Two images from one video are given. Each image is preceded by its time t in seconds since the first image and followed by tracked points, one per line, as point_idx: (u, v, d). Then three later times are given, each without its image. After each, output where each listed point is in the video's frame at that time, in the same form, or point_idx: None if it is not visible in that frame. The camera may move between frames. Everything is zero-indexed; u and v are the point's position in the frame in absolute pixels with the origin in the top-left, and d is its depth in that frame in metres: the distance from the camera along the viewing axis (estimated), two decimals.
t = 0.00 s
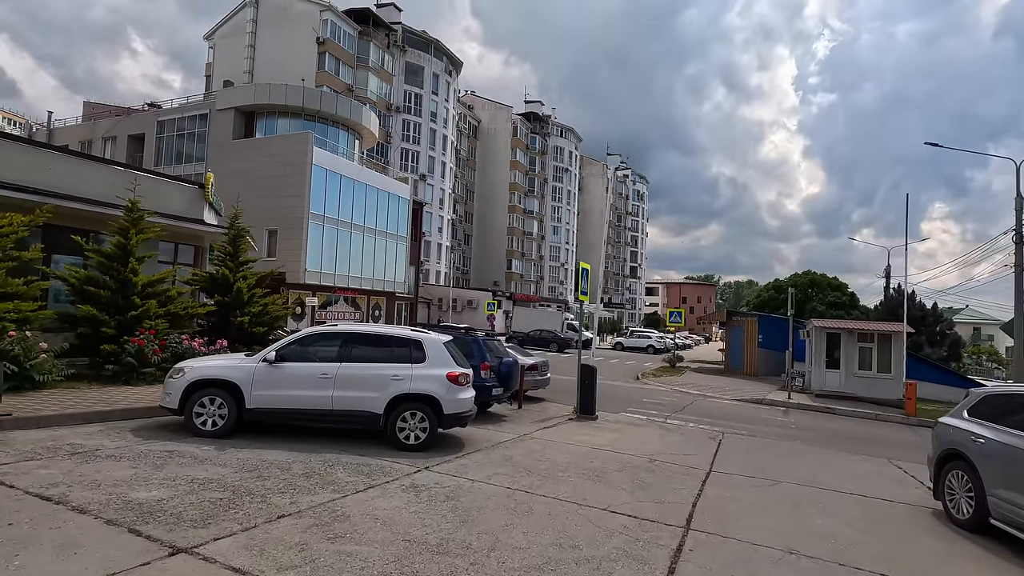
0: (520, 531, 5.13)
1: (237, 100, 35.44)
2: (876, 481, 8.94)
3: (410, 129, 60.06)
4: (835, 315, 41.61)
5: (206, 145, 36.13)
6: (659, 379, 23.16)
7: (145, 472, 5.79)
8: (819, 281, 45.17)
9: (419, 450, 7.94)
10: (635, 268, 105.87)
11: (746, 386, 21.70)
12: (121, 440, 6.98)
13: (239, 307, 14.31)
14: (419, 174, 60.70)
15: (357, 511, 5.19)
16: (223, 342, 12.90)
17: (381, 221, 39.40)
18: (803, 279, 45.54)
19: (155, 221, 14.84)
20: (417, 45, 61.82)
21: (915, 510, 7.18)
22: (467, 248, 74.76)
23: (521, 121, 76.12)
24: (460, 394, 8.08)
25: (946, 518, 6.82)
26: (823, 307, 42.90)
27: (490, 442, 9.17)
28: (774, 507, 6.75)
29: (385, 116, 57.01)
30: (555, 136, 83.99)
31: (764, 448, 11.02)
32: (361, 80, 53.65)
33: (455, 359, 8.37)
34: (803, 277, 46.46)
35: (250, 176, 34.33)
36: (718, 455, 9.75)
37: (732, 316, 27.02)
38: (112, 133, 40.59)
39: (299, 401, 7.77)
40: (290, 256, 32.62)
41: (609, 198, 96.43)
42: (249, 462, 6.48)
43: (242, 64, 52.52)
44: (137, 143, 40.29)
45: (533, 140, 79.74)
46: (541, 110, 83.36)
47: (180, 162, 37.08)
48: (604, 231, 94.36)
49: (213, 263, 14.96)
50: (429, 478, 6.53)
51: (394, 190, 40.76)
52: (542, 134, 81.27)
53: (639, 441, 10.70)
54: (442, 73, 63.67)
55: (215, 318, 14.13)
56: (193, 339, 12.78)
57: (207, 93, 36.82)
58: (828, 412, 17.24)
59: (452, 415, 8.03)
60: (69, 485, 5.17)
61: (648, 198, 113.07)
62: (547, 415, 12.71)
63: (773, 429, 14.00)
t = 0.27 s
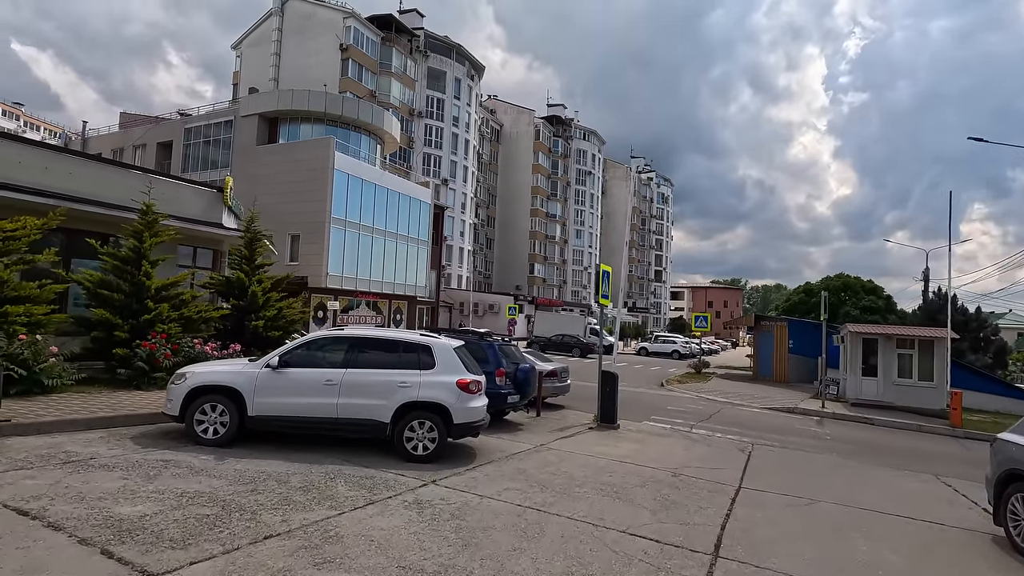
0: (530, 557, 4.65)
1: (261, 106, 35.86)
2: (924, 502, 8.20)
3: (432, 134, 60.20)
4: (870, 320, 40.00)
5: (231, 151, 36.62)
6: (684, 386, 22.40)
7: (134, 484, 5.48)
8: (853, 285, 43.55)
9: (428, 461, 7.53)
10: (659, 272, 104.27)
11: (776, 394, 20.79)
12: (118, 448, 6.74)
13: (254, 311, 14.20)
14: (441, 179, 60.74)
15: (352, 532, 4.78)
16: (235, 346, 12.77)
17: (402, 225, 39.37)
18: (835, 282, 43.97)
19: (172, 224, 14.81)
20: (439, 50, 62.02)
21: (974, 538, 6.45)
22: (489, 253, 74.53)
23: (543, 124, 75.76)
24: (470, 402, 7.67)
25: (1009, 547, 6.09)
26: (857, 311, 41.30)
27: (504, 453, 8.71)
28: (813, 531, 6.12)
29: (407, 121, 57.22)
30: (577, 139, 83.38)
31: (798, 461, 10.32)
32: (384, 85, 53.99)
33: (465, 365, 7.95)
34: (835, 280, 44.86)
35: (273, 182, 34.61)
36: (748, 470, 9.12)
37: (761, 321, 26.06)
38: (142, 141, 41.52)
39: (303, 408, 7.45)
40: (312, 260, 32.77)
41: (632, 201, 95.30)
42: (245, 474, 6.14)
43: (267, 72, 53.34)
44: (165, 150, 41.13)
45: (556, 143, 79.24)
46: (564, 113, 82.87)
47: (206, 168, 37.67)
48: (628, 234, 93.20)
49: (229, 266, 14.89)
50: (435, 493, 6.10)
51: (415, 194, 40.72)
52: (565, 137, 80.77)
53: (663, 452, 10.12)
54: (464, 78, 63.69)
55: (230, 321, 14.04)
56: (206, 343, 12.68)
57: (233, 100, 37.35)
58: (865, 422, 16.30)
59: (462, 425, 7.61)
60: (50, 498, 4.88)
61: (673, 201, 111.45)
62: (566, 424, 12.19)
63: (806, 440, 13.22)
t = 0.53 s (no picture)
0: None
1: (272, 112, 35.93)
2: (963, 521, 7.58)
3: (443, 139, 60.12)
4: (892, 325, 38.90)
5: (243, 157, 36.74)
6: (699, 393, 21.77)
7: (110, 498, 5.12)
8: (873, 289, 42.43)
9: (428, 473, 7.12)
10: (673, 277, 103.19)
11: (796, 402, 20.06)
12: (101, 458, 6.41)
13: (258, 315, 13.94)
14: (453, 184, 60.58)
15: (336, 555, 4.36)
16: (236, 351, 12.49)
17: (412, 229, 39.16)
18: (854, 287, 42.88)
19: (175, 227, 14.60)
20: (450, 56, 62.03)
21: None
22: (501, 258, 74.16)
23: (555, 129, 75.47)
24: (473, 411, 7.24)
25: None
26: (878, 317, 40.20)
27: (510, 464, 8.24)
28: (844, 555, 5.60)
29: (419, 127, 57.22)
30: (589, 144, 82.94)
31: (822, 474, 9.73)
32: (395, 91, 54.08)
33: (468, 371, 7.53)
34: (855, 284, 43.77)
35: (284, 187, 34.63)
36: (770, 484, 8.55)
37: (778, 326, 25.32)
38: (156, 147, 41.90)
39: (296, 417, 7.07)
40: (322, 265, 32.64)
41: (645, 206, 94.52)
42: (231, 487, 5.77)
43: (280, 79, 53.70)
44: (179, 156, 41.41)
45: (568, 148, 78.85)
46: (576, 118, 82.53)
47: (218, 174, 37.81)
48: (641, 239, 92.36)
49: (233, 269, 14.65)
50: (432, 510, 5.67)
51: (425, 199, 40.51)
52: (577, 142, 80.39)
53: (678, 464, 9.59)
54: (476, 83, 63.62)
55: (232, 325, 13.78)
56: (207, 348, 12.42)
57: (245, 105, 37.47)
58: (891, 433, 15.57)
59: (464, 435, 7.18)
60: (16, 513, 4.54)
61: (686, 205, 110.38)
62: (576, 433, 11.71)
63: (830, 452, 12.57)
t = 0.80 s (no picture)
0: None
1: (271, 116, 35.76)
2: (981, 539, 7.15)
3: (444, 144, 59.96)
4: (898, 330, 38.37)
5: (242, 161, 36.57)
6: (701, 400, 21.31)
7: (61, 518, 4.73)
8: (878, 293, 41.92)
9: (412, 488, 6.72)
10: (676, 282, 102.71)
11: (801, 409, 19.59)
12: (63, 472, 6.03)
13: (247, 321, 13.61)
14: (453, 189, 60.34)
15: None
16: (223, 358, 12.13)
17: (412, 234, 38.88)
18: (859, 291, 42.39)
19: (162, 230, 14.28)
20: (451, 61, 61.99)
21: None
22: (503, 263, 73.82)
23: (557, 134, 75.34)
24: (460, 422, 6.86)
25: None
26: (883, 322, 39.72)
27: (502, 477, 7.83)
28: None
29: (419, 132, 57.08)
30: (591, 149, 82.77)
31: (830, 486, 9.28)
32: (396, 96, 54.00)
33: (455, 377, 7.16)
34: (859, 289, 43.28)
35: (282, 191, 34.40)
36: (776, 497, 8.12)
37: (782, 332, 24.86)
38: (156, 152, 41.82)
39: (273, 427, 6.69)
40: (320, 270, 32.34)
41: (648, 211, 94.23)
42: (196, 505, 5.37)
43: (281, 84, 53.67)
44: (178, 161, 41.29)
45: (569, 153, 78.67)
46: (577, 123, 82.43)
47: (216, 179, 37.62)
48: (643, 244, 91.99)
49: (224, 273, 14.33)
50: (411, 530, 5.26)
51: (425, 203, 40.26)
52: (578, 147, 80.25)
53: (679, 475, 9.16)
54: (477, 88, 63.53)
55: (222, 330, 13.49)
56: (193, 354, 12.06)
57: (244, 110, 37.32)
58: (901, 442, 15.09)
59: (451, 446, 6.79)
60: None
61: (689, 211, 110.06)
62: (573, 443, 11.29)
63: (837, 462, 12.12)
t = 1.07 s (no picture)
0: None
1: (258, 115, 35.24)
2: (980, 547, 6.79)
3: (436, 145, 59.58)
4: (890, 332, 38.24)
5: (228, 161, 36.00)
6: (692, 403, 20.96)
7: None
8: (871, 295, 41.82)
9: (377, 495, 6.28)
10: (669, 285, 102.64)
11: (793, 412, 19.26)
12: None
13: (220, 321, 13.12)
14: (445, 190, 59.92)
15: None
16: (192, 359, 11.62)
17: (401, 235, 38.42)
18: (852, 293, 42.28)
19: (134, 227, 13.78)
20: (443, 62, 61.67)
21: None
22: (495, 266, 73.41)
23: (549, 136, 75.17)
24: (429, 425, 6.43)
25: None
26: (875, 323, 39.63)
27: (477, 483, 7.40)
28: None
29: (411, 133, 56.67)
30: (584, 151, 82.63)
31: (823, 491, 8.91)
32: (387, 97, 53.59)
33: (425, 378, 6.75)
34: (852, 290, 43.18)
35: (269, 191, 33.88)
36: (766, 504, 7.74)
37: (774, 333, 24.57)
38: (141, 152, 41.19)
39: (228, 431, 6.24)
40: (307, 271, 31.82)
41: (641, 214, 94.18)
42: (133, 516, 4.91)
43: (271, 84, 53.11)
44: (164, 161, 40.65)
45: (562, 155, 78.49)
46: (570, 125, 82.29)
47: (202, 179, 37.01)
48: (636, 247, 91.90)
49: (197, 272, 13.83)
50: (367, 543, 4.81)
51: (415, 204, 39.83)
52: (571, 149, 80.10)
53: (666, 480, 8.75)
54: (469, 89, 63.21)
55: (194, 331, 12.98)
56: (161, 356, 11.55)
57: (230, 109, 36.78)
58: (895, 445, 14.77)
59: (419, 451, 6.37)
60: None
61: (682, 214, 110.15)
62: (557, 447, 10.86)
63: (830, 465, 11.77)
